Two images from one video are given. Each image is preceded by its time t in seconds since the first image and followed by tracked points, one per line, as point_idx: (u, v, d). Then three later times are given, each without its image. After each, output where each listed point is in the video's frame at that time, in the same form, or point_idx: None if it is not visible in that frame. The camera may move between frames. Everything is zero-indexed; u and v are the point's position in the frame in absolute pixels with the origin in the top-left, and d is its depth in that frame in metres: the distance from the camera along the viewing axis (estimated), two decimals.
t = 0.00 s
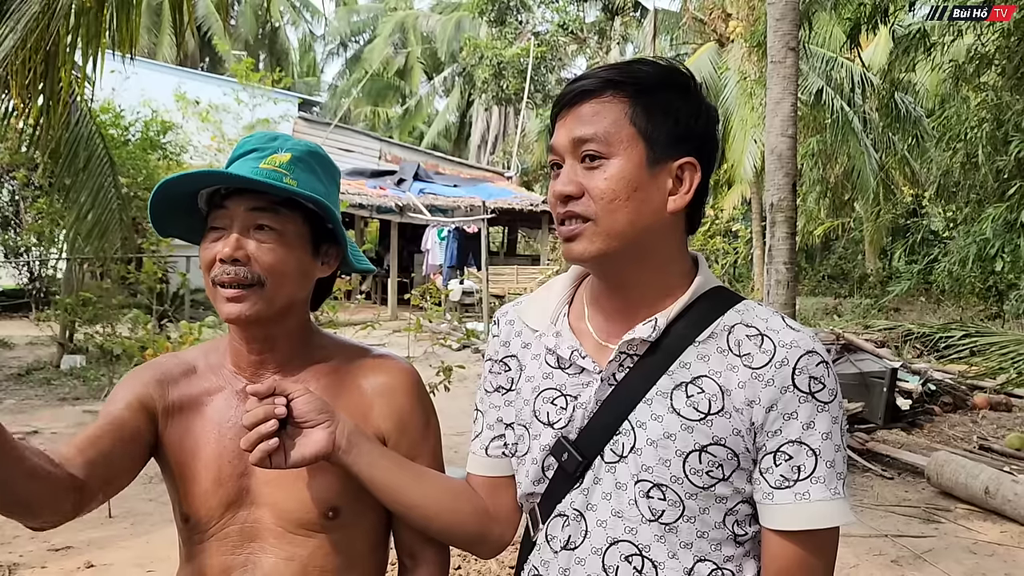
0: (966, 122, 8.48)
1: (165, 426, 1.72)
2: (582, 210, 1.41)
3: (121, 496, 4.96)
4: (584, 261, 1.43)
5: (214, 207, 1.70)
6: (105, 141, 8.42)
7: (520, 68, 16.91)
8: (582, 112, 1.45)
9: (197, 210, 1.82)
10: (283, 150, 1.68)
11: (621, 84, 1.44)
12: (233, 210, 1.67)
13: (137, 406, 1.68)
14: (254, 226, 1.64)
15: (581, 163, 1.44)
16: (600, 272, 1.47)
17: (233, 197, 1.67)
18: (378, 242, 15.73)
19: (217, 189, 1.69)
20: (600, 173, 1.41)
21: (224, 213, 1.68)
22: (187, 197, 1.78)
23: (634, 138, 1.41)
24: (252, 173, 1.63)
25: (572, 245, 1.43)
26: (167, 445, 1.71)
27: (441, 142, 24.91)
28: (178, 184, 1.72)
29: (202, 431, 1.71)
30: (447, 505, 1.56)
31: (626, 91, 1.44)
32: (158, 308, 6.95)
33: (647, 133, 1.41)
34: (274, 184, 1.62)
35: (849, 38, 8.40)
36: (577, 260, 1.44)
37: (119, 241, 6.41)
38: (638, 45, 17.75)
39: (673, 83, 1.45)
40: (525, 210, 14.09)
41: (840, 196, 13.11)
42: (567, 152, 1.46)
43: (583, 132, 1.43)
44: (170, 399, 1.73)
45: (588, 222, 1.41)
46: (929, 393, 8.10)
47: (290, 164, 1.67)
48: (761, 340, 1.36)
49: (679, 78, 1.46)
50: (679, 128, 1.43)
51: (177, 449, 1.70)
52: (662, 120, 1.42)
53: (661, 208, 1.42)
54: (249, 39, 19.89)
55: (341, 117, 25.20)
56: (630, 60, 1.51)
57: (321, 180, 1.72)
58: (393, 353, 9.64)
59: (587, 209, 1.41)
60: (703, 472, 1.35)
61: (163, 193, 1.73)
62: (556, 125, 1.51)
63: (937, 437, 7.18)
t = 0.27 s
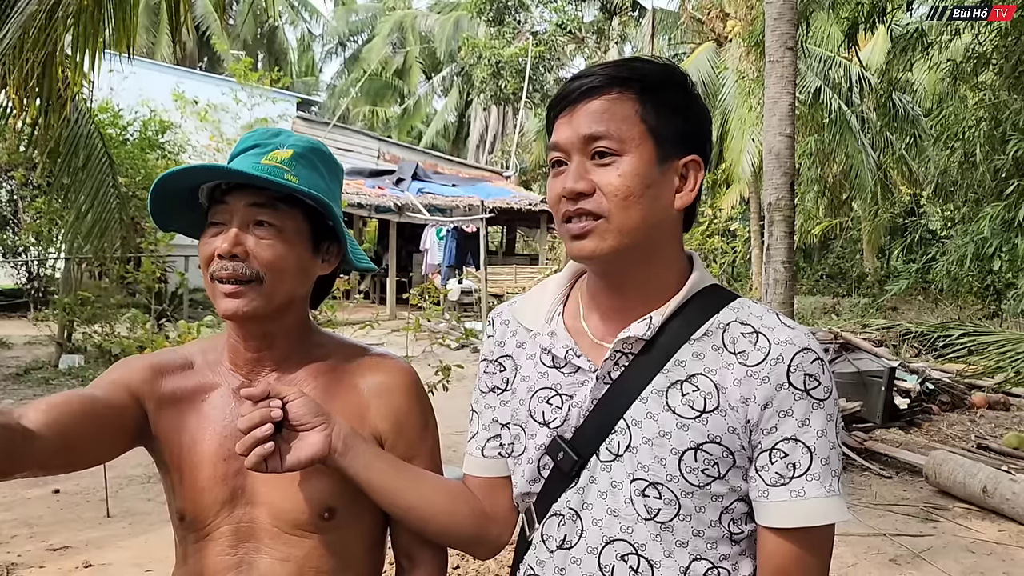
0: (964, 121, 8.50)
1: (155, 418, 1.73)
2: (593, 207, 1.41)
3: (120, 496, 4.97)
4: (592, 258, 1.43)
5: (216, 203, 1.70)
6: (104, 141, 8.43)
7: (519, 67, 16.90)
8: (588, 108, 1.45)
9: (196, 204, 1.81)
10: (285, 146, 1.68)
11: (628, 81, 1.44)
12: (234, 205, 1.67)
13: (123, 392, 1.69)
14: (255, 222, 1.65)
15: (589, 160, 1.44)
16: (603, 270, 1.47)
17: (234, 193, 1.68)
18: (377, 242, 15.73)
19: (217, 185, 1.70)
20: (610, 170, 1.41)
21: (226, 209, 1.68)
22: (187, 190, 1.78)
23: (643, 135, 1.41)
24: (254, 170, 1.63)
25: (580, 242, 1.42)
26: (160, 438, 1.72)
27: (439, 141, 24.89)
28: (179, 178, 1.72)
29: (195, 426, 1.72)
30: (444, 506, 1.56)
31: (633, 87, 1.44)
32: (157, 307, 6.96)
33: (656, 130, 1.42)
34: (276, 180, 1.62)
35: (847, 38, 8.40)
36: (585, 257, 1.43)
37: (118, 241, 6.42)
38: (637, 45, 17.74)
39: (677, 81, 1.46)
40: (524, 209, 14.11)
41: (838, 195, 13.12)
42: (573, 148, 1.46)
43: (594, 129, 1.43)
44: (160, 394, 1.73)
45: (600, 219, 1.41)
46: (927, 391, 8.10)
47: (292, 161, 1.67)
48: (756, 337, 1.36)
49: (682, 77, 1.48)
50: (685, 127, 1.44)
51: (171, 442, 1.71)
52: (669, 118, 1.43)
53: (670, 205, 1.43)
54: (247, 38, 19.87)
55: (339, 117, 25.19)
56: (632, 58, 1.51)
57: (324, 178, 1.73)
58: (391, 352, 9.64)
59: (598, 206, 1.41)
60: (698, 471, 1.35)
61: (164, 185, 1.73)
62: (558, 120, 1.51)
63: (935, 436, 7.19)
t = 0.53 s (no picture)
0: (963, 120, 8.51)
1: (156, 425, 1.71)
2: (589, 207, 1.41)
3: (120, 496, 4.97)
4: (590, 258, 1.43)
5: (225, 201, 1.70)
6: (103, 141, 8.43)
7: (518, 67, 16.89)
8: (585, 108, 1.45)
9: (195, 204, 1.80)
10: (298, 147, 1.69)
11: (623, 80, 1.44)
12: (246, 206, 1.67)
13: (125, 418, 1.69)
14: (267, 223, 1.65)
15: (585, 159, 1.44)
16: (602, 271, 1.47)
17: (245, 193, 1.68)
18: (376, 242, 15.73)
19: (228, 184, 1.70)
20: (607, 170, 1.41)
21: (236, 209, 1.68)
22: (190, 191, 1.77)
23: (639, 134, 1.41)
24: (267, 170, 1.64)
25: (577, 242, 1.42)
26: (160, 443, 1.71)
27: (439, 141, 24.88)
28: (185, 178, 1.72)
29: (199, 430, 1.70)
30: (443, 506, 1.56)
31: (629, 86, 1.44)
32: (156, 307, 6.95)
33: (652, 129, 1.42)
34: (289, 181, 1.62)
35: (846, 37, 8.40)
36: (583, 256, 1.43)
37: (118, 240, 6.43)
38: (636, 44, 17.74)
39: (675, 79, 1.46)
40: (523, 209, 14.11)
41: (837, 195, 13.11)
42: (569, 149, 1.46)
43: (591, 128, 1.43)
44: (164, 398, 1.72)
45: (596, 219, 1.40)
46: (926, 391, 8.10)
47: (305, 163, 1.68)
48: (754, 337, 1.36)
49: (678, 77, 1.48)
50: (683, 127, 1.44)
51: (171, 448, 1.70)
52: (666, 116, 1.43)
53: (666, 205, 1.43)
54: (246, 38, 19.87)
55: (338, 116, 25.19)
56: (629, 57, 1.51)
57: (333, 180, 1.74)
58: (390, 352, 9.65)
59: (594, 206, 1.40)
60: (696, 470, 1.35)
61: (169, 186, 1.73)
62: (555, 121, 1.50)
63: (934, 436, 7.19)
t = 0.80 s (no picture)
0: (963, 120, 8.51)
1: (158, 436, 1.73)
2: (578, 209, 1.41)
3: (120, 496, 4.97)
4: (582, 258, 1.43)
5: (221, 202, 1.69)
6: (103, 141, 8.42)
7: (518, 67, 16.89)
8: (576, 109, 1.45)
9: (196, 207, 1.81)
10: (296, 148, 1.69)
11: (613, 81, 1.44)
12: (243, 206, 1.66)
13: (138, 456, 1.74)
14: (264, 223, 1.65)
15: (576, 161, 1.44)
16: (597, 271, 1.47)
17: (242, 192, 1.67)
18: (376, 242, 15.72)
19: (224, 184, 1.69)
20: (595, 171, 1.41)
21: (233, 209, 1.67)
22: (189, 193, 1.77)
23: (628, 134, 1.41)
24: (264, 169, 1.64)
25: (569, 243, 1.43)
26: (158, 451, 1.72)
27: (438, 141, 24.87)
28: (183, 179, 1.72)
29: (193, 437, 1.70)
30: (441, 506, 1.56)
31: (619, 87, 1.44)
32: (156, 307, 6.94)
33: (641, 129, 1.41)
34: (288, 182, 1.62)
35: (846, 37, 8.39)
36: (574, 257, 1.43)
37: (117, 240, 6.43)
38: (636, 44, 17.73)
39: (667, 78, 1.45)
40: (523, 209, 14.11)
41: (837, 195, 13.10)
42: (562, 151, 1.46)
43: (580, 130, 1.43)
44: (162, 414, 1.73)
45: (585, 220, 1.41)
46: (926, 391, 8.09)
47: (303, 164, 1.68)
48: (754, 337, 1.36)
49: (672, 76, 1.47)
50: (675, 125, 1.43)
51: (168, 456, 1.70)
52: (657, 116, 1.42)
53: (656, 205, 1.42)
54: (246, 38, 19.86)
55: (338, 116, 25.19)
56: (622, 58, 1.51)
57: (329, 180, 1.73)
58: (390, 352, 9.64)
59: (583, 207, 1.41)
60: (696, 470, 1.35)
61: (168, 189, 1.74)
62: (549, 123, 1.51)
63: (934, 436, 7.19)
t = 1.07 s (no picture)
0: (962, 120, 8.51)
1: (156, 429, 1.73)
2: (564, 210, 1.42)
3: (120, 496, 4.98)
4: (575, 258, 1.44)
5: (217, 201, 1.69)
6: (103, 141, 8.43)
7: (517, 67, 16.90)
8: (566, 112, 1.46)
9: (192, 208, 1.81)
10: (290, 147, 1.69)
11: (602, 83, 1.45)
12: (238, 206, 1.66)
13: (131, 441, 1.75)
14: (260, 222, 1.65)
15: (563, 163, 1.45)
16: (589, 272, 1.47)
17: (239, 192, 1.67)
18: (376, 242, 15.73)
19: (219, 184, 1.69)
20: (582, 174, 1.42)
21: (228, 208, 1.67)
22: (186, 195, 1.78)
23: (616, 135, 1.42)
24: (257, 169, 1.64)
25: (559, 244, 1.45)
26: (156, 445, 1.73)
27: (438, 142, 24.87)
28: (180, 181, 1.73)
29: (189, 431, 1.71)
30: (438, 505, 1.56)
31: (607, 90, 1.44)
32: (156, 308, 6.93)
33: (629, 130, 1.42)
34: (282, 181, 1.62)
35: (845, 38, 8.40)
36: (564, 258, 1.45)
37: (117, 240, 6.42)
38: (636, 44, 17.72)
39: (657, 78, 1.45)
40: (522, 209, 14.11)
41: (837, 195, 13.09)
42: (552, 154, 1.47)
43: (567, 133, 1.44)
44: (161, 406, 1.74)
45: (572, 222, 1.42)
46: (926, 391, 8.09)
47: (297, 163, 1.68)
48: (755, 337, 1.36)
49: (662, 75, 1.46)
50: (664, 125, 1.43)
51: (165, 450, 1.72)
52: (644, 117, 1.42)
53: (644, 205, 1.42)
54: (245, 38, 19.86)
55: (338, 116, 25.19)
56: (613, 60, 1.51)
57: (324, 179, 1.73)
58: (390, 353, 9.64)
59: (570, 209, 1.42)
60: (697, 471, 1.35)
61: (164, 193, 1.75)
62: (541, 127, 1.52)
63: (934, 436, 7.19)
